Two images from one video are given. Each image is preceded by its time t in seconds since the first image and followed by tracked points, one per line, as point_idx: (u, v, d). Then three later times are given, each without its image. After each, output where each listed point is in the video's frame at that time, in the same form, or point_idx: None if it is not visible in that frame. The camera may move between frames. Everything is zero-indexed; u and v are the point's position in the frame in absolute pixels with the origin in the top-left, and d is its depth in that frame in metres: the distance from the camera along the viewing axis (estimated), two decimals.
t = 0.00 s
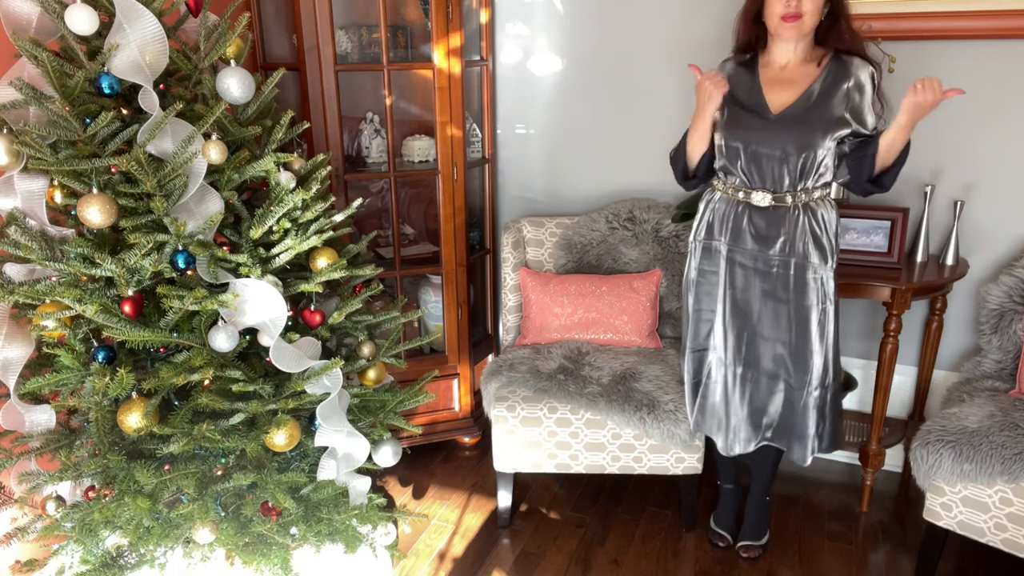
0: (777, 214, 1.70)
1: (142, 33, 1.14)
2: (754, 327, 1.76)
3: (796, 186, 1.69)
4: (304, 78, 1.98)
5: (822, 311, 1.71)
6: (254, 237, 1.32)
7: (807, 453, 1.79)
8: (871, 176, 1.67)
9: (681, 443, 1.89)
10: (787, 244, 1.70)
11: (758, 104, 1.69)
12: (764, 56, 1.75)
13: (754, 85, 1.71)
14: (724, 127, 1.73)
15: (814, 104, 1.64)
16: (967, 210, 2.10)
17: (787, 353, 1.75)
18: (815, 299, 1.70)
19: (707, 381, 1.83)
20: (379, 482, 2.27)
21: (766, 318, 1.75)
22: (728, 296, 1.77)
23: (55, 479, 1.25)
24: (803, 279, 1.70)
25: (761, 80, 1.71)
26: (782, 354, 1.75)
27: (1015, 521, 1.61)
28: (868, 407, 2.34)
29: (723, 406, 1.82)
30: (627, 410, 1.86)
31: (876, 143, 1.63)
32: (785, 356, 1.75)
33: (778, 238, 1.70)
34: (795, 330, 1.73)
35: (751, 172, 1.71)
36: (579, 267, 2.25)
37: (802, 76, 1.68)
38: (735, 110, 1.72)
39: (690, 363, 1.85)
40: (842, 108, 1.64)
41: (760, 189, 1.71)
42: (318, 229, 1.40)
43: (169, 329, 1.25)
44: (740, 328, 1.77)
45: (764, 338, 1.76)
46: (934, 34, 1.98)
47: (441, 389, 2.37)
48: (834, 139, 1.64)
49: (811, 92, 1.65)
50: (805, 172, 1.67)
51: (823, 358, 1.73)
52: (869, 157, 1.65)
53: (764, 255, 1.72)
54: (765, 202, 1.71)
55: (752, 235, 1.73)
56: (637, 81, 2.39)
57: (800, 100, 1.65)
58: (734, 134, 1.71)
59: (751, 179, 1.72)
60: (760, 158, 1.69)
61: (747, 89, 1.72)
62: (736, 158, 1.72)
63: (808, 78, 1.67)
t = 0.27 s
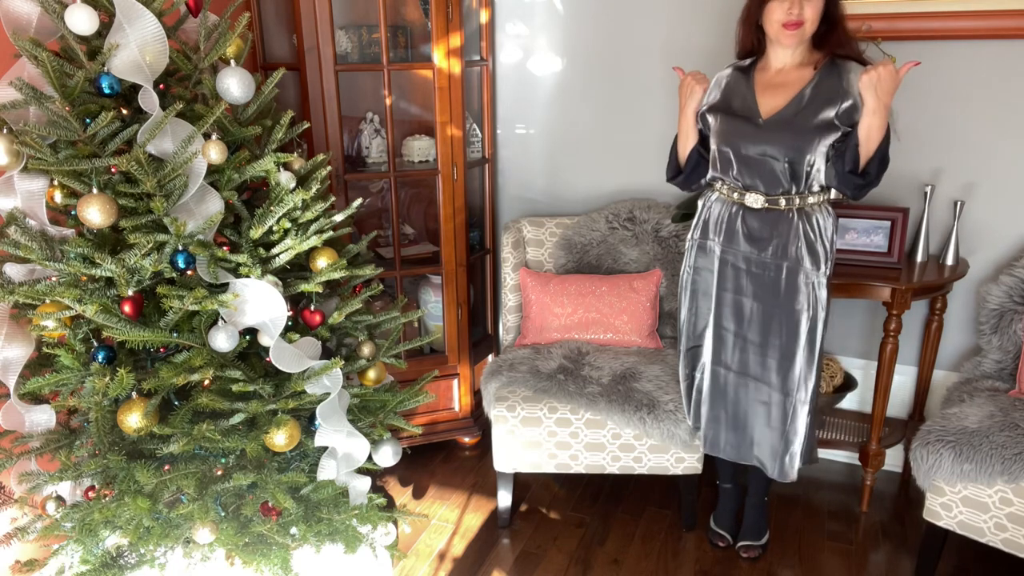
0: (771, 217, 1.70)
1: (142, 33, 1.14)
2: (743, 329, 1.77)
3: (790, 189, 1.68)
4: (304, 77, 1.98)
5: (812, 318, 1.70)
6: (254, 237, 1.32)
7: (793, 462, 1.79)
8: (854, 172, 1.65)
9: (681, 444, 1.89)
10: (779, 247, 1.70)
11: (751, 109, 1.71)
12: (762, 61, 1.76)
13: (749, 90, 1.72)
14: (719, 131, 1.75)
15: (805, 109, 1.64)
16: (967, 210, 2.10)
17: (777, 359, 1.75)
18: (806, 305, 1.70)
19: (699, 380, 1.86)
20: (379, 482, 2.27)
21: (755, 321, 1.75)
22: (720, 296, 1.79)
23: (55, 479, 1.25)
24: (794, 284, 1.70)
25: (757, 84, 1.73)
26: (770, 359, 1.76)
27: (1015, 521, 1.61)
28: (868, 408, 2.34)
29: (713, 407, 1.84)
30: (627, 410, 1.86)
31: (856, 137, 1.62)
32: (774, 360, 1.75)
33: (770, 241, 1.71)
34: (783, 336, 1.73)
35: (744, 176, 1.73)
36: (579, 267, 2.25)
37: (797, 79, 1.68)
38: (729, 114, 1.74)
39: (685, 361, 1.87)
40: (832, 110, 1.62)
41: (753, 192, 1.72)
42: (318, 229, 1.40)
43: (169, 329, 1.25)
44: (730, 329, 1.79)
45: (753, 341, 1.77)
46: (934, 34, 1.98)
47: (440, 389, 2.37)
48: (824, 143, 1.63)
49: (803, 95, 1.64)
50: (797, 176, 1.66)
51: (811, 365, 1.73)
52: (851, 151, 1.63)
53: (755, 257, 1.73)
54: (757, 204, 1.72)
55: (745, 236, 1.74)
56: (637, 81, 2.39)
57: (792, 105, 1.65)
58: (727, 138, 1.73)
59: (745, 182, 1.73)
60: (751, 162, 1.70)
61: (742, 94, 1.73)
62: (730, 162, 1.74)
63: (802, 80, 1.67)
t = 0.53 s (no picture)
0: (767, 217, 1.70)
1: (142, 33, 1.14)
2: (737, 329, 1.77)
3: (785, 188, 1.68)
4: (304, 77, 1.98)
5: (808, 319, 1.70)
6: (254, 237, 1.32)
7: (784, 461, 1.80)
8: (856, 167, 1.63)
9: (681, 443, 1.89)
10: (774, 248, 1.70)
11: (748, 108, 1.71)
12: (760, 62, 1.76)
13: (747, 91, 1.73)
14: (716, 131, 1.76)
15: (800, 108, 1.64)
16: (967, 210, 2.10)
17: (773, 361, 1.75)
18: (799, 305, 1.70)
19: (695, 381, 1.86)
20: (379, 482, 2.27)
21: (749, 322, 1.75)
22: (715, 296, 1.79)
23: (55, 479, 1.25)
24: (788, 284, 1.70)
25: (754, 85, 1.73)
26: (763, 359, 1.76)
27: (1015, 521, 1.61)
28: (868, 407, 2.34)
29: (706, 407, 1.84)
30: (627, 410, 1.86)
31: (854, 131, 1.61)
32: (766, 361, 1.75)
33: (765, 241, 1.70)
34: (776, 336, 1.73)
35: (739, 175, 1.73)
36: (579, 267, 2.25)
37: (793, 78, 1.68)
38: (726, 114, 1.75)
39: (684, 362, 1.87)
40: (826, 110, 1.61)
41: (749, 192, 1.72)
42: (318, 229, 1.40)
43: (169, 329, 1.25)
44: (724, 329, 1.79)
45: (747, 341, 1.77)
46: (934, 34, 1.98)
47: (440, 389, 2.37)
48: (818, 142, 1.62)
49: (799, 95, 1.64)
50: (792, 175, 1.66)
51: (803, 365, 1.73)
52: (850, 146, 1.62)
53: (751, 257, 1.73)
54: (753, 205, 1.72)
55: (742, 236, 1.74)
56: (637, 81, 2.39)
57: (787, 105, 1.65)
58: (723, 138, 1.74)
59: (740, 182, 1.74)
60: (745, 161, 1.71)
61: (739, 95, 1.74)
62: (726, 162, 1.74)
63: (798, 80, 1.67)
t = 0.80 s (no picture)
0: (773, 215, 1.70)
1: (142, 33, 1.14)
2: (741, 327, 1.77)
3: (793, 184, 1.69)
4: (304, 77, 1.98)
5: (815, 313, 1.72)
6: (254, 237, 1.32)
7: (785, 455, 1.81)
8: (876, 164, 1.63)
9: (681, 443, 1.89)
10: (781, 244, 1.70)
11: (753, 104, 1.70)
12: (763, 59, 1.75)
13: (751, 86, 1.72)
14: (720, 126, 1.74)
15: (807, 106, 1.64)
16: (967, 210, 2.10)
17: (778, 356, 1.75)
18: (806, 301, 1.71)
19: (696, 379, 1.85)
20: (379, 482, 2.27)
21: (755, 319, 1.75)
22: (719, 296, 1.78)
23: (55, 479, 1.25)
24: (795, 280, 1.70)
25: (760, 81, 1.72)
26: (766, 356, 1.76)
27: (1015, 521, 1.61)
28: (868, 407, 2.34)
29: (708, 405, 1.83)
30: (627, 410, 1.86)
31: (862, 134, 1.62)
32: (770, 357, 1.76)
33: (772, 239, 1.70)
34: (781, 332, 1.74)
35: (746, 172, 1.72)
36: (579, 267, 2.25)
37: (799, 75, 1.68)
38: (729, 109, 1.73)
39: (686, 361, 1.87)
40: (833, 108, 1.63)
41: (756, 189, 1.72)
42: (318, 229, 1.40)
43: (169, 328, 1.25)
44: (728, 328, 1.78)
45: (751, 339, 1.76)
46: (933, 34, 1.98)
47: (440, 389, 2.37)
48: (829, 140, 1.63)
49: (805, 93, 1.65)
50: (800, 171, 1.67)
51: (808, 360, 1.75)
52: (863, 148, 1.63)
53: (757, 255, 1.72)
54: (759, 203, 1.72)
55: (747, 235, 1.73)
56: (637, 81, 2.39)
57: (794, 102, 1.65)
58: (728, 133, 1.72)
59: (746, 180, 1.73)
60: (753, 158, 1.70)
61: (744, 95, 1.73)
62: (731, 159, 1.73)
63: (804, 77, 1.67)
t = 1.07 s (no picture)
0: (788, 212, 1.69)
1: (142, 33, 1.14)
2: (758, 327, 1.75)
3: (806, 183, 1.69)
4: (304, 77, 1.98)
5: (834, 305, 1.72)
6: (254, 238, 1.32)
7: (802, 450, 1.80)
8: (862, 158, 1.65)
9: (681, 444, 1.89)
10: (799, 241, 1.69)
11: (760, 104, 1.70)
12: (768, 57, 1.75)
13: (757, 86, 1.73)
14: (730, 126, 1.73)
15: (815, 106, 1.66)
16: (967, 210, 2.10)
17: (796, 353, 1.74)
18: (825, 294, 1.70)
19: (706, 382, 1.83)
20: (379, 482, 2.27)
21: (775, 318, 1.74)
22: (737, 298, 1.76)
23: (55, 479, 1.25)
24: (815, 275, 1.69)
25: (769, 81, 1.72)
26: (784, 352, 1.75)
27: (1015, 521, 1.61)
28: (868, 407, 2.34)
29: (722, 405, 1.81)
30: (627, 410, 1.86)
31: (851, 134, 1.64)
32: (788, 353, 1.75)
33: (789, 236, 1.69)
34: (802, 328, 1.73)
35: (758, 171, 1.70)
36: (579, 267, 2.25)
37: (807, 79, 1.70)
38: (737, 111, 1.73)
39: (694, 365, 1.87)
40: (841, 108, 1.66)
41: (768, 187, 1.71)
42: (318, 229, 1.40)
43: (168, 329, 1.25)
44: (744, 328, 1.76)
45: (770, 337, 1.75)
46: (933, 34, 1.98)
47: (440, 389, 2.37)
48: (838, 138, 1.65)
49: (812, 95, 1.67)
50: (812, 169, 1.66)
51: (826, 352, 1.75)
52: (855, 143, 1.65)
53: (775, 254, 1.71)
54: (774, 200, 1.70)
55: (763, 235, 1.71)
56: (637, 82, 2.39)
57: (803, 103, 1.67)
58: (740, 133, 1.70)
59: (757, 180, 1.72)
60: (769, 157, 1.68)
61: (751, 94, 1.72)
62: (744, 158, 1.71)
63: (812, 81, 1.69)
